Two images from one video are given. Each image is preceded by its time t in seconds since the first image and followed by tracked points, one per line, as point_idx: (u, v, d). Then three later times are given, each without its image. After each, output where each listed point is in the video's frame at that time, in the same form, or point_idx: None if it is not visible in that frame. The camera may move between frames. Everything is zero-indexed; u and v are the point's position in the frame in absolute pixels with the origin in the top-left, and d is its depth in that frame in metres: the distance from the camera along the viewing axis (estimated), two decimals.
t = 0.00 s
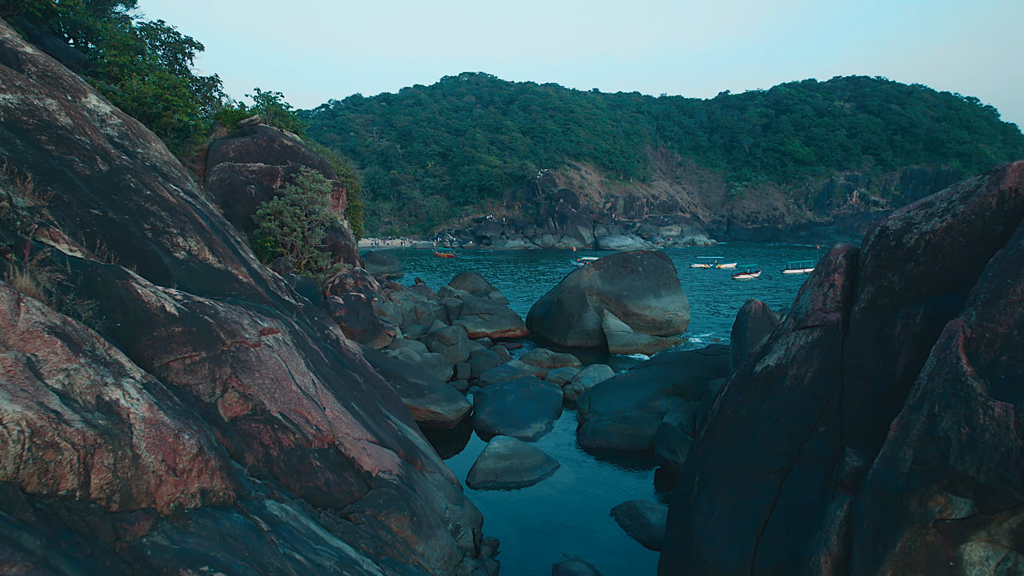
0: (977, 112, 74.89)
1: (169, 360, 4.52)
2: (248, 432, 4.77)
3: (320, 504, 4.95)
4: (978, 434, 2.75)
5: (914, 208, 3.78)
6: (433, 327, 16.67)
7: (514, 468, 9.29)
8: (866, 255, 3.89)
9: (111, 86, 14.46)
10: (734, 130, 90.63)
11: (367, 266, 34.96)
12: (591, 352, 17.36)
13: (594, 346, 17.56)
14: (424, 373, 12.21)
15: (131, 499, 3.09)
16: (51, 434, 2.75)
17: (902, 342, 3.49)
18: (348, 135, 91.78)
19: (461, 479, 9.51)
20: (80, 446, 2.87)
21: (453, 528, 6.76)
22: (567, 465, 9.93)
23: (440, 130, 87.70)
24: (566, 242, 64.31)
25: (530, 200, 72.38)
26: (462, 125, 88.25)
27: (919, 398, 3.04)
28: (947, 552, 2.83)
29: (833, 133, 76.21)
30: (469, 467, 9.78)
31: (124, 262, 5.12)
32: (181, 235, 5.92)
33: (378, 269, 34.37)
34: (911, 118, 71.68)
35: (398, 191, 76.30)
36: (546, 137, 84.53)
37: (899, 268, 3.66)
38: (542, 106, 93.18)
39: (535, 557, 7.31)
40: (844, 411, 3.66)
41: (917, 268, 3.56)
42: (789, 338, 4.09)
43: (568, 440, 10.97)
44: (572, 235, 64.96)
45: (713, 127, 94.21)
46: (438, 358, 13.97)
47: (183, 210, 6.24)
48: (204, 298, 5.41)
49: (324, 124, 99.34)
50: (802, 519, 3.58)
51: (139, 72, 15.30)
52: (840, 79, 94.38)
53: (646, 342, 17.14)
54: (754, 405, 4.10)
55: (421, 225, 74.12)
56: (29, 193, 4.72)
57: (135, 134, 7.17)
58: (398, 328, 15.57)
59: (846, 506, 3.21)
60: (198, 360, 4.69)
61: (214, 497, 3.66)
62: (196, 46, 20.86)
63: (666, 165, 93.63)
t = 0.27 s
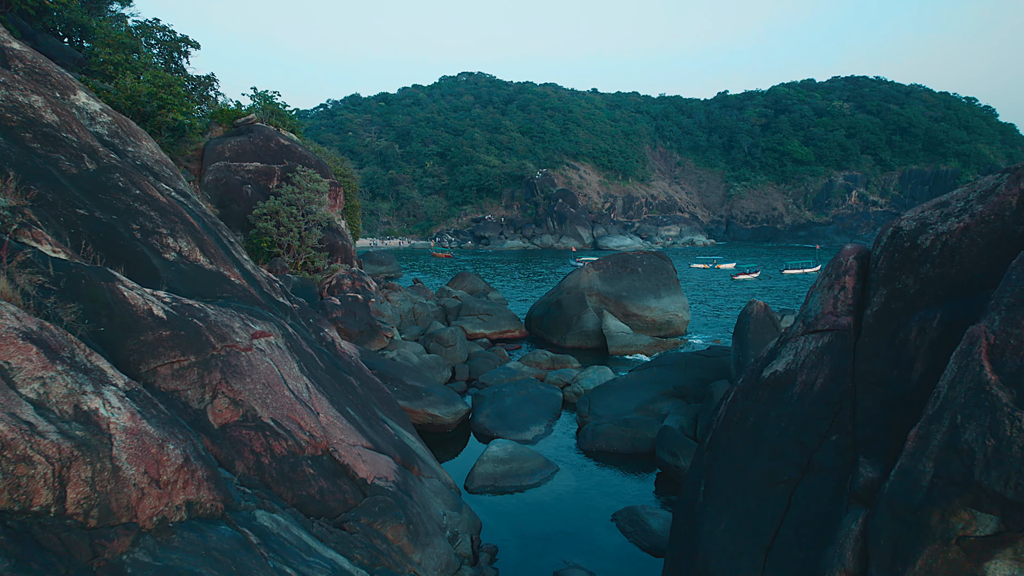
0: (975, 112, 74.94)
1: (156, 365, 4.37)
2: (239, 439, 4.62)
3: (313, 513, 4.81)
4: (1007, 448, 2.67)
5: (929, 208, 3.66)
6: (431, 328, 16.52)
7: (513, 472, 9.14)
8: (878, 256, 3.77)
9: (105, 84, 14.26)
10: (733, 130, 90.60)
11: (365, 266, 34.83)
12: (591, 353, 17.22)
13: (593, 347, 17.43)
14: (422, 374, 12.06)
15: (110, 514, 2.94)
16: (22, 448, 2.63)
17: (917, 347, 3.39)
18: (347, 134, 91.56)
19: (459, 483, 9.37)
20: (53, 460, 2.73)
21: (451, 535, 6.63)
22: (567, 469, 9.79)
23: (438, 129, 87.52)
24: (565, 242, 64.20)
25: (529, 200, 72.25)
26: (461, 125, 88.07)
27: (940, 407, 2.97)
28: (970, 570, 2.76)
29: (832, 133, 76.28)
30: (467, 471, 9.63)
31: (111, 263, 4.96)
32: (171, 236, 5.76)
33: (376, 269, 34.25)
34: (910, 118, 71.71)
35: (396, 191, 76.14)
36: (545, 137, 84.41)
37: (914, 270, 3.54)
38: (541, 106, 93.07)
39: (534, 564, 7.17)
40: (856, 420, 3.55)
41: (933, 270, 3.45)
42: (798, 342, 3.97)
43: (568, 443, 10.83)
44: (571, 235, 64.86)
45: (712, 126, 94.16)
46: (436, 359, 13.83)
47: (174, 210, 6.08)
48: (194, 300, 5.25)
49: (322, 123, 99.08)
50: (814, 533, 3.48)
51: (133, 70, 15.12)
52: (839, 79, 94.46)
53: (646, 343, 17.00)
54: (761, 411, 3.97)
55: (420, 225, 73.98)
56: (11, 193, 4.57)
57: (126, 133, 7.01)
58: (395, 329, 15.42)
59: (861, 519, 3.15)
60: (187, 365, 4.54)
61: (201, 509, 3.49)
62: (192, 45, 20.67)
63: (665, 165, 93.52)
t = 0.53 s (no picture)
0: (974, 112, 74.93)
1: (140, 371, 4.19)
2: (227, 448, 4.45)
3: (303, 524, 4.63)
4: None
5: (946, 207, 3.54)
6: (429, 329, 16.35)
7: (512, 477, 8.99)
8: (894, 258, 3.64)
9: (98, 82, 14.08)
10: (732, 130, 90.53)
11: (363, 266, 34.67)
12: (591, 355, 17.07)
13: (593, 348, 17.29)
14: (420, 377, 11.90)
15: (85, 532, 2.78)
16: None
17: (937, 354, 3.29)
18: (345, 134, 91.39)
19: (457, 488, 9.21)
20: (21, 476, 2.59)
21: (447, 543, 6.47)
22: (567, 474, 9.64)
23: (437, 129, 87.35)
24: (564, 242, 64.06)
25: (528, 200, 72.08)
26: (459, 125, 87.89)
27: (966, 419, 2.92)
28: None
29: (831, 133, 76.35)
30: (465, 476, 9.47)
31: (96, 265, 4.79)
32: (159, 237, 5.58)
33: (375, 269, 34.11)
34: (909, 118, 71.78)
35: (395, 191, 76.01)
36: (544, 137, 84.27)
37: (933, 273, 3.43)
38: (540, 106, 92.92)
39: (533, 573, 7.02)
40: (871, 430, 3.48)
41: (953, 273, 3.34)
42: (810, 347, 3.85)
43: (568, 446, 10.67)
44: (570, 236, 64.72)
45: (711, 126, 94.10)
46: (434, 361, 13.68)
47: (164, 210, 5.91)
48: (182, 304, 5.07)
49: (320, 123, 98.89)
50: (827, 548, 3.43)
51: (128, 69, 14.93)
52: (838, 79, 94.46)
53: (646, 345, 16.85)
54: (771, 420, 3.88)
55: (418, 225, 73.78)
56: None
57: (115, 131, 6.83)
58: (393, 330, 15.26)
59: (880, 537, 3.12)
60: (173, 371, 4.36)
61: (185, 524, 3.32)
62: (188, 43, 20.49)
63: (664, 165, 93.41)
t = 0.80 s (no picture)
0: (974, 112, 74.92)
1: (124, 378, 4.02)
2: (215, 457, 4.28)
3: (294, 536, 4.46)
4: None
5: (965, 208, 3.50)
6: (427, 330, 16.19)
7: (511, 483, 8.83)
8: (911, 260, 3.59)
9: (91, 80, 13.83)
10: (731, 130, 90.43)
11: (362, 266, 34.51)
12: (591, 356, 16.92)
13: (593, 350, 17.15)
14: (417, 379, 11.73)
15: (55, 555, 2.62)
16: None
17: (959, 362, 3.24)
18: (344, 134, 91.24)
19: (455, 494, 9.04)
20: None
21: (445, 552, 6.31)
22: (567, 479, 9.48)
23: (436, 129, 87.19)
24: (563, 242, 63.86)
25: (527, 200, 71.89)
26: (458, 124, 87.74)
27: (996, 433, 2.84)
28: None
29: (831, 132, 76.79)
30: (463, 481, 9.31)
31: (79, 268, 4.61)
32: (146, 237, 5.40)
33: (373, 269, 33.96)
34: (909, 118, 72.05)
35: (394, 191, 75.89)
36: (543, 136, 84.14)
37: (953, 276, 3.37)
38: (539, 106, 92.76)
39: None
40: (889, 440, 3.45)
41: (976, 275, 3.28)
42: (823, 353, 3.80)
43: (568, 450, 10.51)
44: (569, 236, 64.59)
45: (710, 126, 94.02)
46: (432, 363, 13.52)
47: (153, 210, 5.74)
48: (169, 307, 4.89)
49: (319, 123, 98.76)
50: (844, 564, 3.42)
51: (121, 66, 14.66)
52: (838, 78, 94.45)
53: (647, 346, 16.70)
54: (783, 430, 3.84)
55: (417, 225, 73.60)
56: None
57: (104, 128, 6.64)
58: (391, 332, 15.10)
59: (902, 555, 3.06)
60: (158, 378, 4.18)
61: (167, 541, 3.14)
62: (184, 41, 20.30)
63: (663, 165, 93.29)
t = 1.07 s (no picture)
0: (974, 111, 74.91)
1: (108, 385, 3.87)
2: (203, 467, 4.11)
3: (286, 548, 4.31)
4: None
5: (987, 208, 3.43)
6: (426, 331, 16.03)
7: (511, 487, 8.67)
8: (929, 262, 3.52)
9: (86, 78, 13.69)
10: (731, 129, 90.33)
11: (361, 266, 34.37)
12: (591, 357, 16.79)
13: (593, 351, 17.02)
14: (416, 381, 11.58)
15: None
16: None
17: (983, 370, 3.17)
18: (343, 134, 91.11)
19: (454, 499, 8.88)
20: None
21: (444, 560, 6.17)
22: (567, 483, 9.33)
23: (435, 128, 87.05)
24: (563, 242, 63.73)
25: (526, 200, 71.75)
26: (458, 124, 87.60)
27: None
28: None
29: (831, 131, 76.99)
30: (462, 486, 9.15)
31: (62, 270, 4.45)
32: (134, 238, 5.24)
33: (372, 269, 33.83)
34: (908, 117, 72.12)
35: (393, 191, 75.77)
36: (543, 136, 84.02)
37: (975, 278, 3.30)
38: (539, 105, 92.64)
39: None
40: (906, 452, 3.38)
41: (999, 278, 3.20)
42: (835, 359, 3.72)
43: (568, 454, 10.36)
44: (569, 235, 64.47)
45: (710, 126, 93.94)
46: (431, 365, 13.37)
47: (142, 210, 5.58)
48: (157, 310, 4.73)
49: (318, 123, 98.64)
50: None
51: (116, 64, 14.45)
52: (837, 78, 94.46)
53: (647, 347, 16.57)
54: (794, 440, 3.75)
55: (417, 225, 73.45)
56: None
57: (93, 126, 6.47)
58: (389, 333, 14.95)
59: None
60: (144, 385, 4.02)
61: (148, 558, 2.98)
62: (181, 40, 20.12)
63: (663, 165, 93.18)
